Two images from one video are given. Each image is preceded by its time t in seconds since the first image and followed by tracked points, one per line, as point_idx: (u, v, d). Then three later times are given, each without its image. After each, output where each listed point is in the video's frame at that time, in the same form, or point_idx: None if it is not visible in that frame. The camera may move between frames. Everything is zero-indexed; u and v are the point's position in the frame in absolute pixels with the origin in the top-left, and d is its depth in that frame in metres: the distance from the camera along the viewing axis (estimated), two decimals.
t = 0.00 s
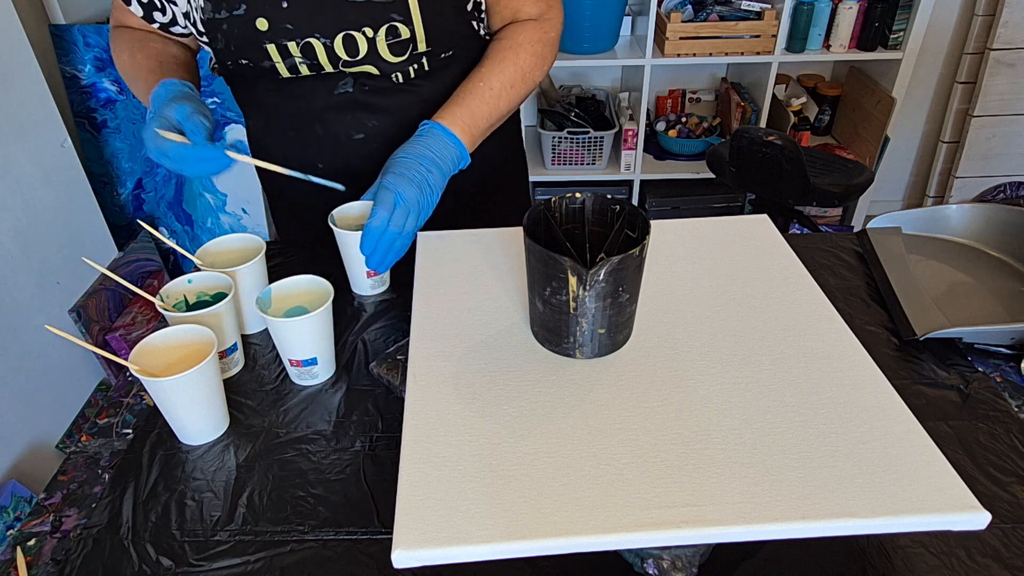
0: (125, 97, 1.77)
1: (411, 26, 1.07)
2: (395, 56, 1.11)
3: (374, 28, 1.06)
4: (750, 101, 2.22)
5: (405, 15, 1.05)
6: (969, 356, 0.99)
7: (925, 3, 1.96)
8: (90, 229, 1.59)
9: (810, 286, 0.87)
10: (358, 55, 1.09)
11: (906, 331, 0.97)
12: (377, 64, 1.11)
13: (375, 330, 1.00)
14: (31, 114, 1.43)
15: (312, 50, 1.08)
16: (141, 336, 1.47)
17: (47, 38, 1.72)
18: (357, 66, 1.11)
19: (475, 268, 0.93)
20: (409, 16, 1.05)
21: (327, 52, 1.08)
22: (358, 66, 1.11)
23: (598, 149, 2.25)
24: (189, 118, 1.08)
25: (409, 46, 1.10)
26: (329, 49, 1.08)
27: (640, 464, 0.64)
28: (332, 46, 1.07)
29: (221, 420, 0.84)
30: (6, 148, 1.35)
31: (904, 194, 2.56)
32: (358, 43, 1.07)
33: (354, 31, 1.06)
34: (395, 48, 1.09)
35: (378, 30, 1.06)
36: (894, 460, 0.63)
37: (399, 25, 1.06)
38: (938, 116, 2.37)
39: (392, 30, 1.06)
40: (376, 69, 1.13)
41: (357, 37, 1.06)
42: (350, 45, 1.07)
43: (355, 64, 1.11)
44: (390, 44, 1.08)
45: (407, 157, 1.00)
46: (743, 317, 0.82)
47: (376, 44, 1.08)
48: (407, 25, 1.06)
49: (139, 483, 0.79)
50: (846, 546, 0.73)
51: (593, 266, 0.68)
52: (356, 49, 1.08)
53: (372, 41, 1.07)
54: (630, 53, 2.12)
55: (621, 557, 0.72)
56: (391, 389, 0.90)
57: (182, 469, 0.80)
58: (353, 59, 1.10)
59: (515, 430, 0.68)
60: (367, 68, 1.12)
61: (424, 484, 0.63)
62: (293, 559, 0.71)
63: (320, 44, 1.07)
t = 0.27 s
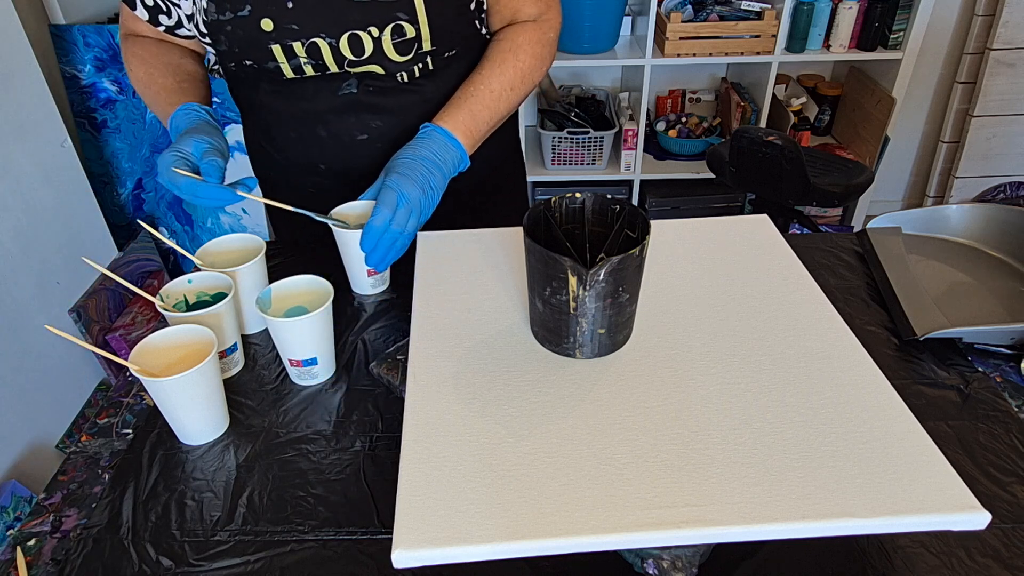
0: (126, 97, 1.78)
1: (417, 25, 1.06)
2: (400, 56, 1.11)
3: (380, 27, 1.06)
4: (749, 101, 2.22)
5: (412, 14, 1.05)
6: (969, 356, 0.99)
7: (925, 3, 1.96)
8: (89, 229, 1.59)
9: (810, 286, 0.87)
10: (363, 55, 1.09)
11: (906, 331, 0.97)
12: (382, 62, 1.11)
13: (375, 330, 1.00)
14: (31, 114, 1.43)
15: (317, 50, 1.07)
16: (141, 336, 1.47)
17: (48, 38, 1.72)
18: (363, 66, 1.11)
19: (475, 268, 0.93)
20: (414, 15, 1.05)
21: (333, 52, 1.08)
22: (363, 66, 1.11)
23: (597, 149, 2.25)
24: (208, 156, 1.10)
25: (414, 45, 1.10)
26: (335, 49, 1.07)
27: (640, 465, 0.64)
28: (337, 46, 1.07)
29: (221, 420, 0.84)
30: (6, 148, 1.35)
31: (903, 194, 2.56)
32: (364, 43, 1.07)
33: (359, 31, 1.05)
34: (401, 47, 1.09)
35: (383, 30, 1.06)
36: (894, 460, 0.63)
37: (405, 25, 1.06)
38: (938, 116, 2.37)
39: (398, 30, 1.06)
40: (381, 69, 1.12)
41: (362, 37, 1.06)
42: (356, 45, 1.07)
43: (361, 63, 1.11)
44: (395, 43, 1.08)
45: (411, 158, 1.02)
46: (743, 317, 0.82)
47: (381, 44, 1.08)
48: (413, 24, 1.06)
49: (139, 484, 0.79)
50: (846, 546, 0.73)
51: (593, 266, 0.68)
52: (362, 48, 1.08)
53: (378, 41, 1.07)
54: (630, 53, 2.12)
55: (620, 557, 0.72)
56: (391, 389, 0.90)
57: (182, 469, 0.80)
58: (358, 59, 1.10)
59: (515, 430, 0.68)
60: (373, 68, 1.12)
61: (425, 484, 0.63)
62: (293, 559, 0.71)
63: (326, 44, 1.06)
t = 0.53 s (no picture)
0: (125, 97, 1.77)
1: (413, 25, 1.07)
2: (397, 56, 1.11)
3: (376, 27, 1.06)
4: (749, 101, 2.22)
5: (408, 14, 1.05)
6: (969, 356, 0.99)
7: (925, 3, 1.96)
8: (89, 229, 1.59)
9: (810, 286, 0.87)
10: (359, 54, 1.09)
11: (906, 331, 0.97)
12: (378, 62, 1.11)
13: (375, 330, 1.00)
14: (31, 114, 1.43)
15: (312, 49, 1.07)
16: (141, 337, 1.47)
17: (48, 39, 1.72)
18: (358, 66, 1.11)
19: (475, 268, 0.93)
20: (412, 16, 1.05)
21: (328, 51, 1.08)
22: (359, 65, 1.11)
23: (598, 149, 2.25)
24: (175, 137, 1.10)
25: (411, 45, 1.10)
26: (331, 48, 1.07)
27: (640, 464, 0.64)
28: (333, 45, 1.07)
29: (221, 420, 0.84)
30: (6, 148, 1.35)
31: (904, 194, 2.56)
32: (360, 42, 1.07)
33: (356, 30, 1.05)
34: (397, 47, 1.09)
35: (379, 29, 1.06)
36: (894, 460, 0.63)
37: (401, 25, 1.06)
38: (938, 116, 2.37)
39: (394, 30, 1.06)
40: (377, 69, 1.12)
41: (359, 36, 1.06)
42: (352, 44, 1.07)
43: (356, 62, 1.10)
44: (392, 43, 1.08)
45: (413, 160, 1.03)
46: (743, 317, 0.82)
47: (377, 44, 1.08)
48: (409, 25, 1.06)
49: (139, 484, 0.79)
50: (846, 546, 0.73)
51: (593, 266, 0.68)
52: (358, 48, 1.08)
53: (374, 41, 1.07)
54: (630, 53, 2.12)
55: (621, 557, 0.72)
56: (391, 389, 0.90)
57: (182, 469, 0.80)
58: (354, 58, 1.10)
59: (515, 430, 0.68)
60: (368, 68, 1.11)
61: (424, 484, 0.63)
62: (293, 559, 0.71)
63: (322, 43, 1.06)
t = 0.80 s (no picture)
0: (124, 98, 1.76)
1: (413, 28, 1.07)
2: (396, 58, 1.11)
3: (376, 30, 1.06)
4: (750, 101, 2.22)
5: (408, 17, 1.05)
6: (969, 356, 1.00)
7: (925, 3, 1.96)
8: (89, 229, 1.59)
9: (810, 286, 0.87)
10: (359, 57, 1.09)
11: (906, 331, 0.97)
12: (377, 64, 1.11)
13: (375, 330, 1.00)
14: (31, 113, 1.43)
15: (312, 51, 1.07)
16: (141, 336, 1.46)
17: (48, 38, 1.73)
18: (356, 68, 1.11)
19: (475, 268, 0.93)
20: (411, 19, 1.06)
21: (327, 53, 1.08)
22: (357, 68, 1.11)
23: (598, 149, 2.25)
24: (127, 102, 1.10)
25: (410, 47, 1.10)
26: (330, 50, 1.07)
27: (640, 464, 0.64)
28: (332, 47, 1.07)
29: (221, 420, 0.84)
30: (6, 148, 1.35)
31: (904, 194, 2.56)
32: (359, 44, 1.07)
33: (355, 32, 1.05)
34: (396, 49, 1.09)
35: (379, 32, 1.06)
36: (894, 460, 0.63)
37: (401, 27, 1.06)
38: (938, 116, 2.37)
39: (394, 32, 1.07)
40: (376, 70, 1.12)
41: (358, 38, 1.06)
42: (351, 47, 1.07)
43: (355, 64, 1.10)
44: (391, 46, 1.08)
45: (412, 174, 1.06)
46: (743, 317, 0.82)
47: (377, 46, 1.08)
48: (409, 27, 1.06)
49: (139, 484, 0.79)
50: (846, 546, 0.73)
51: (593, 266, 0.68)
52: (357, 50, 1.08)
53: (373, 43, 1.07)
54: (630, 53, 2.12)
55: (621, 557, 0.72)
56: (391, 389, 0.90)
57: (182, 469, 0.80)
58: (353, 61, 1.10)
59: (515, 430, 0.68)
60: (367, 69, 1.11)
61: (424, 484, 0.63)
62: (293, 559, 0.71)
63: (321, 45, 1.06)
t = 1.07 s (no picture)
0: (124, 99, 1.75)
1: (420, 34, 1.07)
2: (403, 66, 1.11)
3: (383, 38, 1.06)
4: (750, 101, 2.22)
5: (415, 24, 1.05)
6: (969, 356, 1.00)
7: (925, 3, 1.96)
8: (89, 229, 1.59)
9: (810, 286, 0.87)
10: (366, 65, 1.09)
11: (906, 331, 0.97)
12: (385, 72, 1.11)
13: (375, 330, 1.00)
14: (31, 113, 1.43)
15: (320, 61, 1.07)
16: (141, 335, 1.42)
17: (48, 38, 1.73)
18: (365, 76, 1.11)
19: (475, 268, 0.93)
20: (418, 25, 1.06)
21: (335, 63, 1.08)
22: (365, 76, 1.11)
23: (598, 149, 2.25)
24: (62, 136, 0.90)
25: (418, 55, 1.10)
26: (338, 60, 1.07)
27: (640, 465, 0.64)
28: (340, 57, 1.07)
29: (221, 420, 0.84)
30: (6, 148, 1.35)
31: (904, 194, 2.56)
32: (367, 53, 1.07)
33: (363, 41, 1.06)
34: (404, 57, 1.09)
35: (387, 40, 1.06)
36: (894, 460, 0.63)
37: (408, 35, 1.06)
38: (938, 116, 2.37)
39: (401, 40, 1.07)
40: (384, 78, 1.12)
41: (366, 48, 1.06)
42: (359, 55, 1.07)
43: (363, 73, 1.10)
44: (399, 53, 1.08)
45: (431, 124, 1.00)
46: (743, 317, 0.82)
47: (384, 54, 1.08)
48: (416, 34, 1.07)
49: (139, 484, 0.79)
50: (846, 546, 0.73)
51: (593, 267, 0.68)
52: (365, 59, 1.08)
53: (381, 51, 1.07)
54: (630, 53, 2.12)
55: (621, 557, 0.72)
56: (391, 390, 0.90)
57: (182, 469, 0.80)
58: (360, 70, 1.10)
59: (515, 430, 0.68)
60: (376, 77, 1.11)
61: (424, 484, 0.63)
62: (293, 559, 0.71)
63: (330, 55, 1.06)
